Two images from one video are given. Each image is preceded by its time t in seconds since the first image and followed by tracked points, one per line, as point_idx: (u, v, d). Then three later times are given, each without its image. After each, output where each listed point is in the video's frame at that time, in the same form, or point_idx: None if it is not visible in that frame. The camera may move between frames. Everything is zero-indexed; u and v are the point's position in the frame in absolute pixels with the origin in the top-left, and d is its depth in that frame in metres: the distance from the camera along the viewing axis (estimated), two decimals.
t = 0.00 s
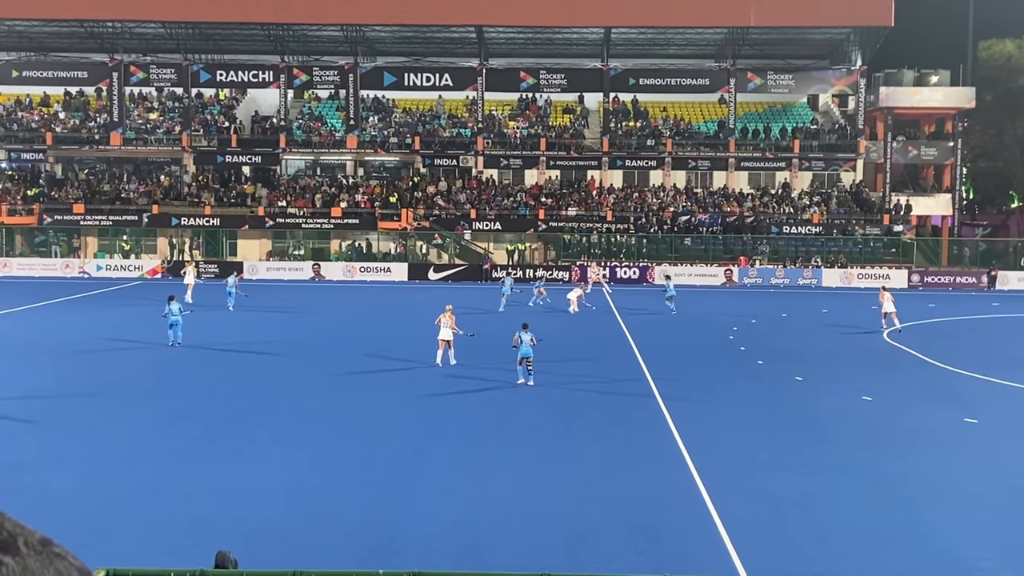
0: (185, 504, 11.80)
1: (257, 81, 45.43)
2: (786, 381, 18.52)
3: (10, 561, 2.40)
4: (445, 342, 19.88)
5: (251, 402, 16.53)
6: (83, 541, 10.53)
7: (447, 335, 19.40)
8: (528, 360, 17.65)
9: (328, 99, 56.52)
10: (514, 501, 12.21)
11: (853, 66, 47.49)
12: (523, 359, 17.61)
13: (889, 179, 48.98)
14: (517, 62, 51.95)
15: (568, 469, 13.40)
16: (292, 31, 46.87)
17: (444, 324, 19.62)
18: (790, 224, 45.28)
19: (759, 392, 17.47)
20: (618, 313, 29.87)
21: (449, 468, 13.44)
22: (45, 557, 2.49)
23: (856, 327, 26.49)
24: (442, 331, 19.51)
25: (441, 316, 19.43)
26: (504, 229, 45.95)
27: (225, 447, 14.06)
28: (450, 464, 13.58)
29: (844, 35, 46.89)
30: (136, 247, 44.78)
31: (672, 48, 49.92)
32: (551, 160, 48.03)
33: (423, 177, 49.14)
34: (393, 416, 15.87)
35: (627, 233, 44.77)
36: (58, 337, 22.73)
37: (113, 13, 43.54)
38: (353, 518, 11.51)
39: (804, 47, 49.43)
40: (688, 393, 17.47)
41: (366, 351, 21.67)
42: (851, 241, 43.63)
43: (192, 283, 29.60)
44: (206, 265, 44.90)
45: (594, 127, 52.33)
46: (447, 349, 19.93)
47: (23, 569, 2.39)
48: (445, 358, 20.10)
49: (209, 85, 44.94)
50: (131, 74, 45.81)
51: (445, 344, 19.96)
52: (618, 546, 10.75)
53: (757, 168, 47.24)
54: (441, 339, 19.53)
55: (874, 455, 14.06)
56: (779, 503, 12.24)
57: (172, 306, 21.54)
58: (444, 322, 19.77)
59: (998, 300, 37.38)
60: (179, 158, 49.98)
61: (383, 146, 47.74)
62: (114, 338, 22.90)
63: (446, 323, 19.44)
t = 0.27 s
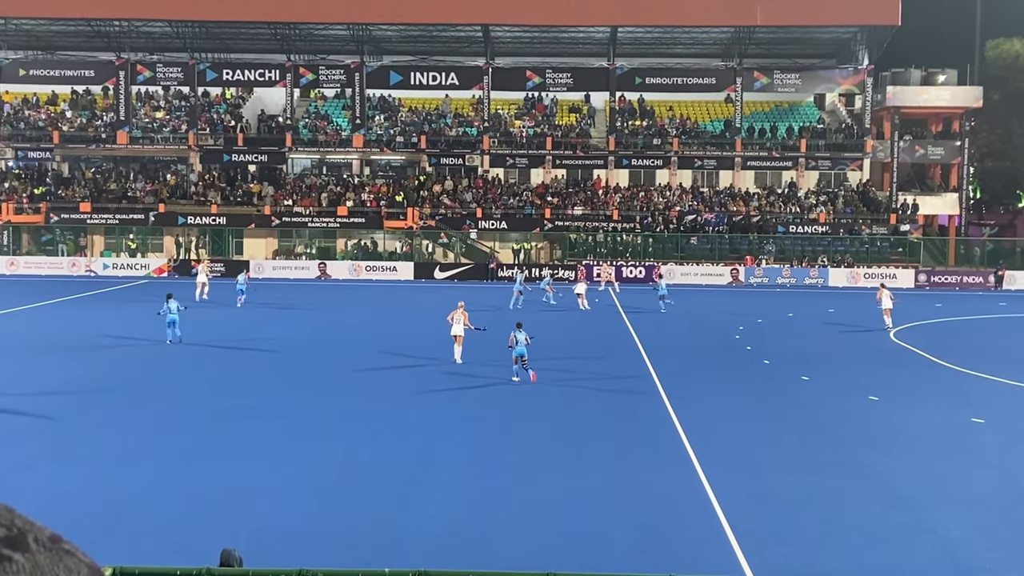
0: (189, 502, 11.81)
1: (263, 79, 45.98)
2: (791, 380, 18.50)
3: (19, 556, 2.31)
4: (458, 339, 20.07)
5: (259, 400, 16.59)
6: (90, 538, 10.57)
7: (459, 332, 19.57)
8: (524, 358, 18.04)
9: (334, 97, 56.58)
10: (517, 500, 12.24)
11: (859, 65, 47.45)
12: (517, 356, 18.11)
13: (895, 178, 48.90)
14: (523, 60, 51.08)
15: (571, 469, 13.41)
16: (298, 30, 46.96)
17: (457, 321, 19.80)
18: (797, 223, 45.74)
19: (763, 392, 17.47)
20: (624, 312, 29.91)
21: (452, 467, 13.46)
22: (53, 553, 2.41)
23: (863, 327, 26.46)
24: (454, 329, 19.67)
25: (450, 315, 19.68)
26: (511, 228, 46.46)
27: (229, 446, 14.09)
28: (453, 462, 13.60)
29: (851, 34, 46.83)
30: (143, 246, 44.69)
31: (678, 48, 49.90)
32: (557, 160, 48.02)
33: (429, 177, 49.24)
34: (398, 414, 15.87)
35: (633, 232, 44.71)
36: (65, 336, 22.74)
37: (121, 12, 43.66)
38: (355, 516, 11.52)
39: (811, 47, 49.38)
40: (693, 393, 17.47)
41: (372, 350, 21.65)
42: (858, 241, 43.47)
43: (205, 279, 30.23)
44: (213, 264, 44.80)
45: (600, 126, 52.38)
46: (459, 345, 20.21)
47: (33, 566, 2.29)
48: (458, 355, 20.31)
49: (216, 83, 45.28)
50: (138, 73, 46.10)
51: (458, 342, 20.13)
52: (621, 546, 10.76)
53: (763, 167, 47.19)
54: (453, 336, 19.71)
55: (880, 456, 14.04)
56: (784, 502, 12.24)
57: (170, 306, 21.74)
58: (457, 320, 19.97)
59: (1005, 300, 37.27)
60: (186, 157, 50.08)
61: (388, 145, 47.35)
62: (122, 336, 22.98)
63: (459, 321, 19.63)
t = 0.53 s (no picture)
0: (197, 499, 11.84)
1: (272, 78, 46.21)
2: (799, 379, 18.48)
3: (32, 553, 2.32)
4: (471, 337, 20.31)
5: (268, 397, 16.65)
6: (99, 532, 10.64)
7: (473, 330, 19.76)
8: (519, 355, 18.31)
9: (343, 95, 56.63)
10: (525, 498, 12.23)
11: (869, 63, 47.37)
12: (516, 353, 18.35)
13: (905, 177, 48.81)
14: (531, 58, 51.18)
15: (580, 467, 13.39)
16: (308, 29, 46.99)
17: (471, 320, 20.00)
18: (805, 222, 45.29)
19: (772, 391, 17.44)
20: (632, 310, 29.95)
21: (460, 465, 13.45)
22: (62, 548, 2.43)
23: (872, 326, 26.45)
24: (468, 327, 19.83)
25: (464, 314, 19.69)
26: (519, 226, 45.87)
27: (239, 443, 14.11)
28: (461, 461, 13.59)
29: (861, 33, 46.74)
30: (151, 244, 45.36)
31: (688, 46, 49.85)
32: (566, 158, 47.95)
33: (438, 175, 49.39)
34: (408, 412, 15.85)
35: (642, 231, 44.65)
36: (78, 333, 22.83)
37: (128, 11, 43.71)
38: (363, 515, 11.52)
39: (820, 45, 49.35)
40: (700, 391, 17.47)
41: (384, 348, 21.62)
42: (867, 240, 43.43)
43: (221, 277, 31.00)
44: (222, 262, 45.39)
45: (610, 125, 52.36)
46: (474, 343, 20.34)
47: (42, 564, 2.30)
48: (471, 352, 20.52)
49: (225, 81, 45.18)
50: (147, 71, 46.04)
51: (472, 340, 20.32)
52: (628, 544, 10.75)
53: (772, 165, 47.09)
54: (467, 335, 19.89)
55: (886, 455, 14.03)
56: (790, 500, 12.26)
57: (168, 304, 21.87)
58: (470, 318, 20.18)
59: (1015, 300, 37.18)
60: (195, 155, 50.16)
61: (397, 143, 47.38)
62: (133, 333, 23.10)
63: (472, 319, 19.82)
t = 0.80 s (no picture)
0: (209, 497, 11.83)
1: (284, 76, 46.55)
2: (810, 378, 18.44)
3: (47, 548, 1.78)
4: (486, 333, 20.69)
5: (280, 395, 16.66)
6: (113, 531, 10.63)
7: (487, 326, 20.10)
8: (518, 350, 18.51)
9: (354, 94, 56.75)
10: (536, 497, 12.19)
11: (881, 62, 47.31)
12: (511, 349, 18.66)
13: (918, 176, 48.74)
14: (544, 57, 51.81)
15: (591, 466, 13.35)
16: (320, 27, 47.03)
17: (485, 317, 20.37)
18: (818, 220, 45.43)
19: (784, 391, 17.39)
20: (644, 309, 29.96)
21: (472, 465, 13.38)
22: (78, 551, 1.86)
23: (885, 325, 26.40)
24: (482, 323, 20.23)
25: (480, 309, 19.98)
26: (530, 224, 45.88)
27: (250, 441, 14.10)
28: (473, 460, 13.52)
29: (873, 31, 46.69)
30: (164, 242, 45.53)
31: (700, 44, 49.74)
32: (577, 156, 47.88)
33: (450, 173, 49.57)
34: (420, 411, 15.82)
35: (653, 229, 44.46)
36: (94, 330, 22.89)
37: (137, 9, 43.61)
38: (374, 513, 11.48)
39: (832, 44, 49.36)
40: (712, 391, 17.45)
41: (398, 347, 21.62)
42: (879, 239, 43.29)
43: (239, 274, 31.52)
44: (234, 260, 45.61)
45: (621, 123, 52.39)
46: (488, 340, 20.65)
47: (58, 562, 1.76)
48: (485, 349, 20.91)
49: (237, 79, 45.77)
50: (160, 70, 46.19)
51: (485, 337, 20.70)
52: (642, 546, 10.65)
53: (785, 164, 47.01)
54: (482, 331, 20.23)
55: (898, 454, 13.99)
56: (801, 501, 12.21)
57: (171, 301, 22.09)
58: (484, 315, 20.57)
59: None
60: (207, 153, 50.28)
61: (409, 142, 47.58)
62: (148, 331, 23.13)
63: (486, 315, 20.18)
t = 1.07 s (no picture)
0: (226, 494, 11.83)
1: (302, 74, 46.86)
2: (828, 377, 18.37)
3: (64, 544, 1.58)
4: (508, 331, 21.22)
5: (297, 392, 16.67)
6: (131, 528, 10.61)
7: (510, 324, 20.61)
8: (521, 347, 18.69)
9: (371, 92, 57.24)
10: (553, 496, 12.14)
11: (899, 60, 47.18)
12: (511, 345, 18.84)
13: (934, 174, 48.66)
14: (561, 55, 52.21)
15: (607, 466, 13.30)
16: (336, 25, 47.05)
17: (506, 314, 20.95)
18: (836, 219, 45.52)
19: (800, 390, 17.33)
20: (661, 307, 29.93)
21: (489, 464, 13.34)
22: (100, 545, 1.66)
23: (904, 324, 26.26)
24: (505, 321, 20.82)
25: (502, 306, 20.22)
26: (546, 223, 46.35)
27: (267, 438, 14.11)
28: (489, 459, 13.49)
29: (891, 29, 46.60)
30: (181, 239, 45.13)
31: (717, 42, 49.62)
32: (594, 155, 47.93)
33: (466, 171, 50.30)
34: (438, 410, 15.79)
35: (670, 228, 44.40)
36: (115, 327, 22.98)
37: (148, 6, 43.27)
38: (391, 512, 11.45)
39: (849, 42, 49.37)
40: (728, 390, 17.39)
41: (418, 345, 21.52)
42: (897, 237, 43.02)
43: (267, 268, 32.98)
44: (251, 257, 45.39)
45: (638, 121, 52.60)
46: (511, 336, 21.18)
47: (80, 556, 1.56)
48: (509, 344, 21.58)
49: (255, 78, 45.86)
50: (178, 67, 46.24)
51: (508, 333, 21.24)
52: (659, 546, 10.59)
53: (802, 162, 46.77)
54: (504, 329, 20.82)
55: (916, 454, 13.90)
56: (819, 501, 12.14)
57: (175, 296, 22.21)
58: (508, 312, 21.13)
59: None
60: (225, 151, 50.57)
61: (426, 140, 47.53)
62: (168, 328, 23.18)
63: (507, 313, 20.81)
